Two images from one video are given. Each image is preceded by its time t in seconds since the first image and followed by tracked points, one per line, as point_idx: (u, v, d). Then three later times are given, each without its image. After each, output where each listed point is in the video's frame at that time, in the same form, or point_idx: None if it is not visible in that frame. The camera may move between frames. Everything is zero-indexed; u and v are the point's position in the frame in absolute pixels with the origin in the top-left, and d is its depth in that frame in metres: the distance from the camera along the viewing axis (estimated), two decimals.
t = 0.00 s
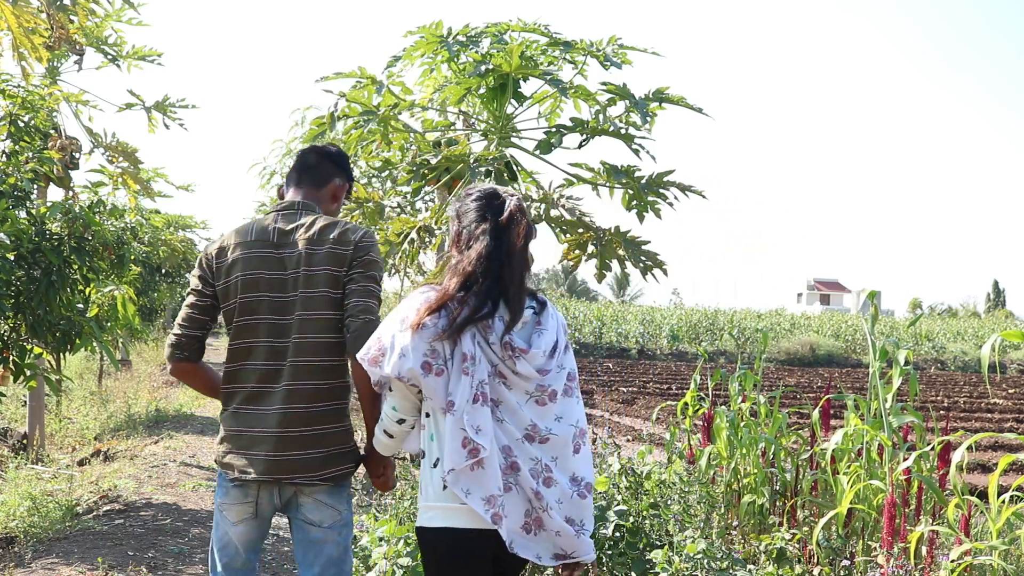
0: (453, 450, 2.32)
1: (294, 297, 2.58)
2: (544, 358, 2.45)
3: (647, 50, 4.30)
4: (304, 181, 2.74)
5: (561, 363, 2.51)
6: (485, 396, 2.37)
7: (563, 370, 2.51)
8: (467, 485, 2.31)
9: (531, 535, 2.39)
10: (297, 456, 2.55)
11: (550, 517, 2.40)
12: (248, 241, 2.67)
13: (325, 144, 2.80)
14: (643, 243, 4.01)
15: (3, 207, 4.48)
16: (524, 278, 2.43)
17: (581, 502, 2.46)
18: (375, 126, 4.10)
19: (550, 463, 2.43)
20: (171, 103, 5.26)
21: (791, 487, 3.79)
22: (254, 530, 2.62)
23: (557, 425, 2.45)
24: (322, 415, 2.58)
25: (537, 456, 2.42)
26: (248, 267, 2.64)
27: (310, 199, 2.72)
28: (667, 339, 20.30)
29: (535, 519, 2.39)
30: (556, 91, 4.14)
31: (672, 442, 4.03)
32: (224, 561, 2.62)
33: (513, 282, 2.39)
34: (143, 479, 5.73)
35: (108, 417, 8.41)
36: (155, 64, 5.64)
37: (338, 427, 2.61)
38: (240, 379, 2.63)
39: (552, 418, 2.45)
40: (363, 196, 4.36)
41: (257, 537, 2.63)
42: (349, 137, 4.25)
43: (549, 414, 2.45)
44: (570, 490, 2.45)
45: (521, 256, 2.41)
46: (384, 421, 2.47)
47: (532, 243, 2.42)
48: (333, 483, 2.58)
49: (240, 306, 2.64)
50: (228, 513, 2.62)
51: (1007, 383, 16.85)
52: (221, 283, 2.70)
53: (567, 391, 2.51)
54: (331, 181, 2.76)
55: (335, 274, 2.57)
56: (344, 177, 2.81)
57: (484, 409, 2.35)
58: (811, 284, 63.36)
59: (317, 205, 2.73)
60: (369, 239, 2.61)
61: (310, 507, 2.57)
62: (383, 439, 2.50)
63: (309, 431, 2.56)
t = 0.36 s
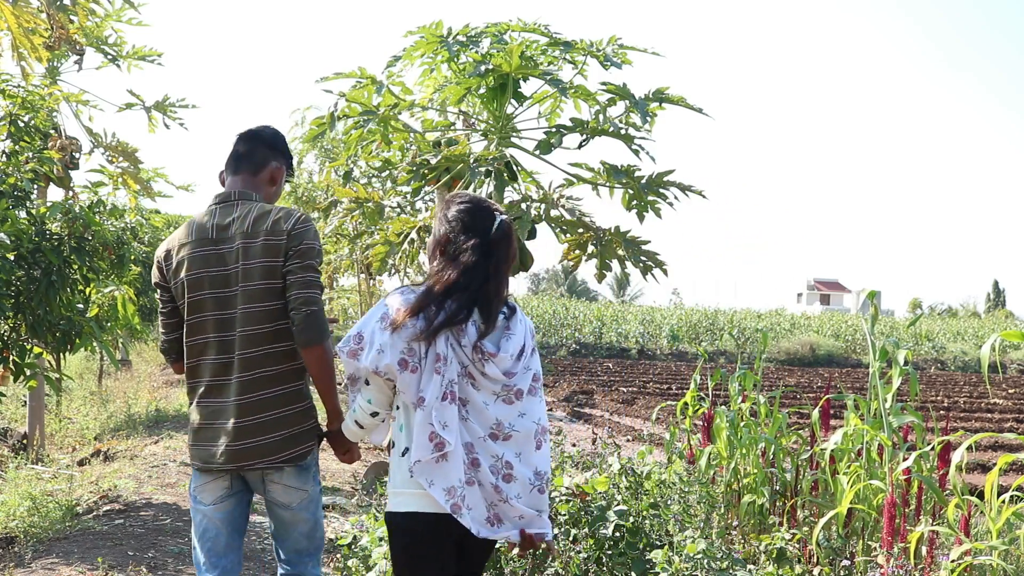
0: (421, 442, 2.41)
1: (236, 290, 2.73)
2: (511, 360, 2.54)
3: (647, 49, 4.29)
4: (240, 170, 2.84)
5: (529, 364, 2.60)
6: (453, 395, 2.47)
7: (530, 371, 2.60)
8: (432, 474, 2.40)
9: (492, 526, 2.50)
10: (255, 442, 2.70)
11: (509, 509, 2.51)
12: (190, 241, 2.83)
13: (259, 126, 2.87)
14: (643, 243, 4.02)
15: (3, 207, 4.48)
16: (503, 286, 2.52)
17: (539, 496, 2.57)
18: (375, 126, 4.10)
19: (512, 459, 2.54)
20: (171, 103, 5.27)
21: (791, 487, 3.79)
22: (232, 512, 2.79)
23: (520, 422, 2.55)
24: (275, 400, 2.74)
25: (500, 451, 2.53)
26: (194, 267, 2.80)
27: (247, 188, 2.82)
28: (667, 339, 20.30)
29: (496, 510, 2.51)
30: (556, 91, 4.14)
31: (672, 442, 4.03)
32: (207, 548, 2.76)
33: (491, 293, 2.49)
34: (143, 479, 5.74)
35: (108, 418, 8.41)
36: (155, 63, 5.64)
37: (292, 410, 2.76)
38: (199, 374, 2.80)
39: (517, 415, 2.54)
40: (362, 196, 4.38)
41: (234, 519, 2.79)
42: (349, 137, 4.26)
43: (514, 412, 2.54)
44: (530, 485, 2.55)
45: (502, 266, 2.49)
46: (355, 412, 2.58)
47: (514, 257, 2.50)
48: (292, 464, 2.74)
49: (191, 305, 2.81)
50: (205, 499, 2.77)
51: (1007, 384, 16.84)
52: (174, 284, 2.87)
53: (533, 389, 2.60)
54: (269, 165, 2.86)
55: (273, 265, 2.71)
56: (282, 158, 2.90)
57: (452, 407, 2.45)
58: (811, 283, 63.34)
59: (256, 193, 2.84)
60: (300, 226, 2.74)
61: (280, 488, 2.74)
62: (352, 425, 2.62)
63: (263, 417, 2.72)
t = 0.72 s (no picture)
0: (412, 428, 2.49)
1: (226, 294, 2.80)
2: (497, 350, 2.63)
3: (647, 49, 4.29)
4: (241, 178, 2.92)
5: (513, 354, 2.69)
6: (444, 383, 2.55)
7: (514, 362, 2.69)
8: (419, 459, 2.48)
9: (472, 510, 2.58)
10: (237, 441, 2.81)
11: (489, 493, 2.60)
12: (183, 241, 2.88)
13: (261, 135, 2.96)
14: (644, 243, 4.02)
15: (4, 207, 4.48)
16: (491, 278, 2.58)
17: (514, 481, 2.67)
18: (375, 126, 4.10)
19: (492, 446, 2.64)
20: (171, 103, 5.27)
21: (791, 487, 3.80)
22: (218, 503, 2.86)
23: (502, 411, 2.65)
24: (260, 403, 2.85)
25: (482, 438, 2.63)
26: (185, 265, 2.86)
27: (246, 197, 2.91)
28: (667, 339, 20.30)
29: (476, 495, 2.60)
30: (556, 91, 4.14)
31: (672, 442, 4.03)
32: (196, 542, 2.81)
33: (479, 286, 2.55)
34: (143, 479, 5.74)
35: (108, 418, 8.40)
36: (155, 64, 5.64)
37: (275, 413, 2.88)
38: (180, 371, 2.87)
39: (500, 404, 2.64)
40: (362, 196, 4.38)
41: (221, 509, 2.87)
42: (349, 137, 4.26)
43: (497, 401, 2.64)
44: (507, 470, 2.65)
45: (490, 259, 2.56)
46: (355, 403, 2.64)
47: (500, 252, 2.56)
48: (270, 464, 2.88)
49: (178, 302, 2.87)
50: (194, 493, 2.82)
51: (1007, 384, 16.83)
52: (163, 279, 2.93)
53: (516, 380, 2.70)
54: (268, 174, 2.94)
55: (264, 275, 2.79)
56: (282, 168, 2.98)
57: (443, 395, 2.54)
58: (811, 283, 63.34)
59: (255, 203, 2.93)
60: (293, 239, 2.81)
61: (258, 482, 2.88)
62: (350, 420, 2.67)
63: (247, 418, 2.82)
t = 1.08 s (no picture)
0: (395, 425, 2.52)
1: (229, 295, 2.81)
2: (477, 347, 2.67)
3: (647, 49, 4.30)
4: (261, 188, 2.94)
5: (493, 352, 2.72)
6: (424, 380, 2.59)
7: (495, 359, 2.72)
8: (400, 457, 2.51)
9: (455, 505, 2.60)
10: (226, 434, 2.82)
11: (471, 489, 2.62)
12: (196, 238, 2.90)
13: (289, 146, 2.98)
14: (643, 243, 4.02)
15: (3, 207, 4.48)
16: (468, 279, 2.65)
17: (498, 478, 2.68)
18: (375, 126, 4.10)
19: (474, 442, 2.66)
20: (171, 103, 5.27)
21: (791, 487, 3.80)
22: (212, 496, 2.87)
23: (484, 408, 2.67)
24: (253, 399, 2.86)
25: (464, 435, 2.65)
26: (194, 263, 2.87)
27: (264, 207, 2.92)
28: (667, 339, 20.31)
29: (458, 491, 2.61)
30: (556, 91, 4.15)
31: (672, 442, 4.03)
32: (190, 532, 2.83)
33: (456, 286, 2.63)
34: (143, 479, 5.74)
35: (108, 418, 8.40)
36: (155, 64, 5.64)
37: (267, 411, 2.88)
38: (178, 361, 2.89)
39: (482, 401, 2.67)
40: (362, 197, 4.39)
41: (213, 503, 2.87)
42: (349, 137, 4.26)
43: (479, 397, 2.67)
44: (489, 466, 2.66)
45: (466, 261, 2.64)
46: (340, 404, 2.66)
47: (475, 255, 2.65)
48: (257, 458, 2.88)
49: (183, 296, 2.88)
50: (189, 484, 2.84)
51: (1007, 384, 16.83)
52: (173, 272, 2.95)
53: (497, 377, 2.72)
54: (289, 187, 2.95)
55: (267, 281, 2.79)
56: (305, 182, 2.98)
57: (424, 391, 2.58)
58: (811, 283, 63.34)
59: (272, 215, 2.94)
60: (301, 251, 2.80)
61: (247, 471, 2.89)
62: (334, 422, 2.68)
63: (240, 412, 2.84)
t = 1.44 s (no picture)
0: (362, 421, 2.57)
1: (226, 295, 2.84)
2: (444, 345, 2.67)
3: (646, 48, 4.30)
4: (261, 188, 2.96)
5: (462, 348, 2.73)
6: (391, 379, 2.61)
7: (462, 355, 2.74)
8: (368, 450, 2.56)
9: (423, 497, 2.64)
10: (222, 430, 2.84)
11: (439, 479, 2.65)
12: (201, 236, 2.94)
13: (287, 142, 2.95)
14: (643, 243, 4.03)
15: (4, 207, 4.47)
16: (435, 277, 2.67)
17: (464, 468, 2.71)
18: (375, 126, 4.10)
19: (442, 436, 2.69)
20: (171, 103, 5.27)
21: (791, 487, 3.80)
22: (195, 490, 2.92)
23: (453, 403, 2.70)
24: (250, 397, 2.87)
25: (432, 429, 2.68)
26: (197, 260, 2.92)
27: (264, 208, 2.95)
28: (667, 339, 20.31)
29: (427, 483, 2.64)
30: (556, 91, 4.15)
31: (672, 442, 4.03)
32: (174, 519, 2.92)
33: (425, 284, 2.64)
34: (143, 479, 5.74)
35: (108, 418, 8.40)
36: (155, 64, 5.64)
37: (263, 408, 2.89)
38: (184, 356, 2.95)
39: (450, 396, 2.69)
40: (362, 197, 4.39)
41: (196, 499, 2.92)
42: (349, 137, 4.26)
43: (447, 393, 2.69)
44: (457, 457, 2.70)
45: (433, 259, 2.65)
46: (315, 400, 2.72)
47: (444, 253, 2.67)
48: (256, 454, 2.88)
49: (188, 293, 2.95)
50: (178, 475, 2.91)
51: (1007, 384, 16.83)
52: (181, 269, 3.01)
53: (466, 372, 2.74)
54: (287, 184, 2.94)
55: (261, 284, 2.82)
56: (305, 177, 2.96)
57: (390, 390, 2.60)
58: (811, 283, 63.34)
59: (274, 217, 2.97)
60: (295, 254, 2.82)
61: (245, 465, 2.88)
62: (313, 418, 2.73)
63: (236, 409, 2.85)
